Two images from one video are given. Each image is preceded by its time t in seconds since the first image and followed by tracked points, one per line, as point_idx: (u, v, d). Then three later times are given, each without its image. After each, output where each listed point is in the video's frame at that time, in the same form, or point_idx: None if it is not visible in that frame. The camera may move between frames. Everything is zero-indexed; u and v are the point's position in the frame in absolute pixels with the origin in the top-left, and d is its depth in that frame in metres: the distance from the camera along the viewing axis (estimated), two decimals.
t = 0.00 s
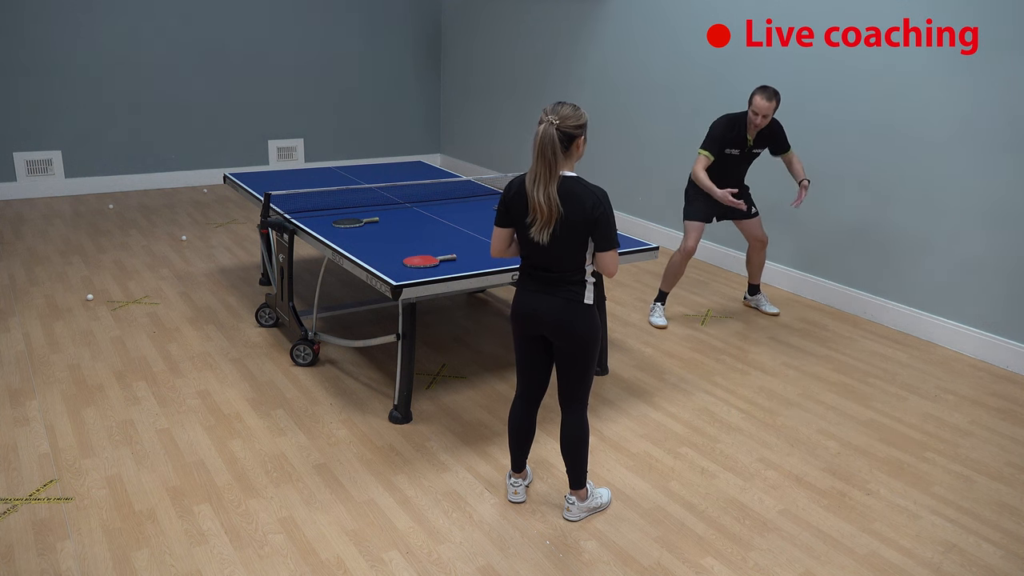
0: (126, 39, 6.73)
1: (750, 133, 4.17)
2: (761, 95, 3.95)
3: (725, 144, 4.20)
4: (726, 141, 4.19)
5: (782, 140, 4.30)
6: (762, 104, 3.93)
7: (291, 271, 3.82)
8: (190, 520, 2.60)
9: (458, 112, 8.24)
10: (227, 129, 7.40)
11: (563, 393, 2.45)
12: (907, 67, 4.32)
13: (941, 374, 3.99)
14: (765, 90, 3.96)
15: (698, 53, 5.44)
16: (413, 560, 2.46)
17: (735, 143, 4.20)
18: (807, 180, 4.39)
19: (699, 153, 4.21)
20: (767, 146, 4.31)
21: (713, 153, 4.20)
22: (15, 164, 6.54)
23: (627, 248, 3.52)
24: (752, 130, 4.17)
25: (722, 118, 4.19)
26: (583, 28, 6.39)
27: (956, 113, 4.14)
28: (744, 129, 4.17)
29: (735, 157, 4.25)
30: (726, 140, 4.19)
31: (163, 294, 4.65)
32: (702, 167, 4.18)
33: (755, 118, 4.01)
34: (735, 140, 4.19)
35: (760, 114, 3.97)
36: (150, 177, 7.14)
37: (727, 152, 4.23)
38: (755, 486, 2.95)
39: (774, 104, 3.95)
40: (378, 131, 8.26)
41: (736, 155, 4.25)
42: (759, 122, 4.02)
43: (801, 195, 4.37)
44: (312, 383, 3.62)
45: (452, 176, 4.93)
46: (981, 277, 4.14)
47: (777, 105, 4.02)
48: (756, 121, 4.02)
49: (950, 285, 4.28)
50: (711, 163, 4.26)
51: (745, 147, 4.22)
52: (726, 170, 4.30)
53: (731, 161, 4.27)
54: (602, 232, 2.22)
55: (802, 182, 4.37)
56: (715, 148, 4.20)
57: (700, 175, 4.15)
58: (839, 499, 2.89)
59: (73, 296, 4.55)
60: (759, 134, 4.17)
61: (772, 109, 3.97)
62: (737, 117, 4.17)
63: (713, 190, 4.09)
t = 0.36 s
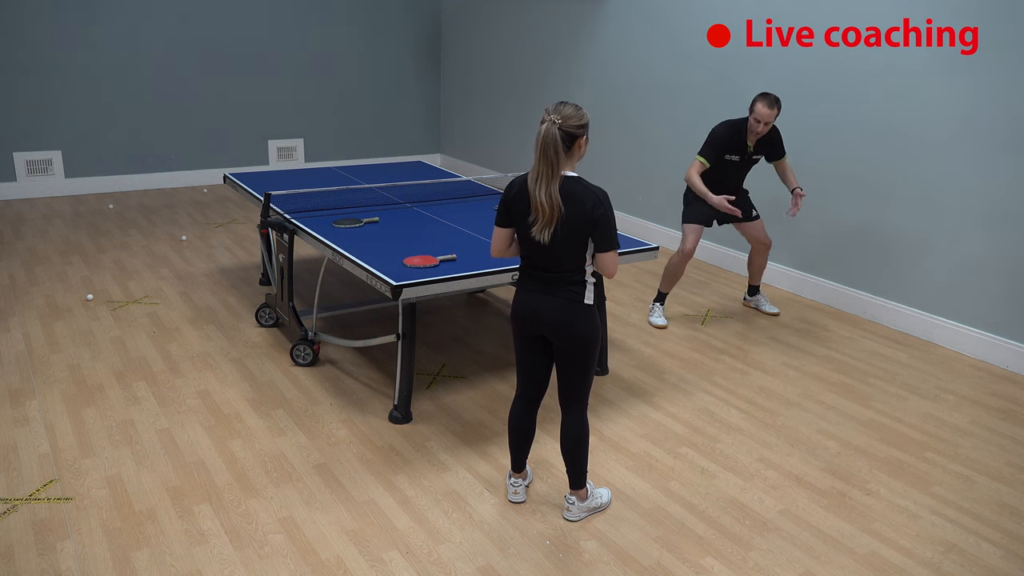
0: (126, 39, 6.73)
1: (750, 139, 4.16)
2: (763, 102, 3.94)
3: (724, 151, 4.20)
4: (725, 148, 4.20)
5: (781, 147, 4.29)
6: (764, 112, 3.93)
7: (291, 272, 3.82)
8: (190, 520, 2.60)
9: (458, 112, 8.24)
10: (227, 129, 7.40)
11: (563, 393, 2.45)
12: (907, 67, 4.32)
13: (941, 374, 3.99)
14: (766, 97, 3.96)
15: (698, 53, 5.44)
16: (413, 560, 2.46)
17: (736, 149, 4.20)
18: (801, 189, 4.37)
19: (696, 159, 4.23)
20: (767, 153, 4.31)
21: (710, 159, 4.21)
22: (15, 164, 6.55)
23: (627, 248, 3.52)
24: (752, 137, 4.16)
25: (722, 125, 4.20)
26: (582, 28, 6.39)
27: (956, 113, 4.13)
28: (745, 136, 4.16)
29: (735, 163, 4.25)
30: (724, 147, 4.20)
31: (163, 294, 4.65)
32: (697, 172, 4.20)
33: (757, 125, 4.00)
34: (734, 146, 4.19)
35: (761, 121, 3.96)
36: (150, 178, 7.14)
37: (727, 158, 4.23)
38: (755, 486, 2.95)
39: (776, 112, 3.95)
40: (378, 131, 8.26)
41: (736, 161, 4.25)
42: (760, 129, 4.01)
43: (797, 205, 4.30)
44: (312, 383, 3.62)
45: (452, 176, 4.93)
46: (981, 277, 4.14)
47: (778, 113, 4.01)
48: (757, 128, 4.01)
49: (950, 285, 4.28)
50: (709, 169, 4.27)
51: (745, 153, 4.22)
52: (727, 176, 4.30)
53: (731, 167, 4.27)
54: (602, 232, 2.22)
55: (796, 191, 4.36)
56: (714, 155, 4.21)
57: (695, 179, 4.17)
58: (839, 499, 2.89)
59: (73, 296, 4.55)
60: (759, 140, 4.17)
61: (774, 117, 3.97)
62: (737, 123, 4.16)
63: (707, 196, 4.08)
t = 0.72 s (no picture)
0: (126, 39, 6.73)
1: (746, 129, 4.16)
2: (760, 89, 3.94)
3: (721, 143, 4.20)
4: (723, 140, 4.19)
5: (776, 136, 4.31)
6: (762, 99, 3.92)
7: (290, 272, 3.83)
8: (190, 520, 2.60)
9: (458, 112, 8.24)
10: (227, 129, 7.40)
11: (562, 394, 2.45)
12: (907, 67, 4.32)
13: (941, 374, 3.99)
14: (761, 85, 3.96)
15: (698, 53, 5.44)
16: (413, 560, 2.46)
17: (732, 141, 4.20)
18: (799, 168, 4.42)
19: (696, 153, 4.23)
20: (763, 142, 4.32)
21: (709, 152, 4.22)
22: (15, 164, 6.55)
23: (626, 248, 3.52)
24: (749, 126, 4.16)
25: (717, 117, 4.19)
26: (582, 28, 6.39)
27: (957, 113, 4.13)
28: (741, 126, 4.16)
29: (733, 154, 4.25)
30: (722, 139, 4.19)
31: (163, 294, 4.65)
32: (700, 166, 4.21)
33: (753, 114, 4.00)
34: (732, 138, 4.19)
35: (760, 107, 3.96)
36: (150, 178, 7.14)
37: (725, 150, 4.23)
38: (755, 486, 2.95)
39: (773, 98, 3.95)
40: (378, 131, 8.26)
41: (734, 153, 4.25)
42: (758, 116, 4.01)
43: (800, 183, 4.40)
44: (312, 383, 3.62)
45: (452, 176, 4.93)
46: (981, 277, 4.14)
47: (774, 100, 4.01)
48: (754, 116, 4.01)
49: (950, 285, 4.28)
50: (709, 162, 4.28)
51: (742, 144, 4.22)
52: (726, 168, 4.30)
53: (729, 159, 4.27)
54: (602, 233, 2.21)
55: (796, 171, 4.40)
56: (711, 148, 4.21)
57: (700, 174, 4.18)
58: (839, 499, 2.89)
59: (73, 296, 4.55)
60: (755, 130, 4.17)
61: (772, 103, 3.97)
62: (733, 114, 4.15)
63: (721, 184, 4.11)
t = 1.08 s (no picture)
0: (126, 39, 6.73)
1: (766, 121, 4.04)
2: (773, 79, 3.86)
3: (741, 138, 4.07)
4: (744, 134, 4.06)
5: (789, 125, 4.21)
6: (777, 88, 3.84)
7: (291, 271, 3.82)
8: (190, 520, 2.61)
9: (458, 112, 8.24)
10: (227, 129, 7.40)
11: (562, 394, 2.45)
12: (907, 67, 4.32)
13: (941, 374, 3.99)
14: (774, 74, 3.88)
15: (698, 53, 5.44)
16: (413, 560, 2.46)
17: (753, 134, 4.07)
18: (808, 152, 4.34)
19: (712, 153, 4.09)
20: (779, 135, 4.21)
21: (728, 150, 4.08)
22: (15, 164, 6.55)
23: (626, 248, 3.52)
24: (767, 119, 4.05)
25: (733, 114, 4.07)
26: (582, 28, 6.39)
27: (956, 113, 4.14)
28: (761, 117, 4.04)
29: (755, 149, 4.12)
30: (742, 133, 4.05)
31: (163, 294, 4.65)
32: (718, 165, 4.06)
33: (771, 103, 3.90)
34: (754, 130, 4.06)
35: (775, 98, 3.87)
36: (150, 178, 7.14)
37: (746, 146, 4.10)
38: (755, 486, 2.95)
39: (787, 86, 3.88)
40: (378, 131, 8.26)
41: (756, 147, 4.12)
42: (775, 107, 3.92)
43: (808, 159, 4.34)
44: (312, 383, 3.62)
45: (451, 176, 4.93)
46: (981, 277, 4.14)
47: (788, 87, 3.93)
48: (770, 106, 3.91)
49: (950, 285, 4.28)
50: (728, 161, 4.13)
51: (763, 137, 4.10)
52: (747, 163, 4.16)
53: (752, 154, 4.13)
54: (601, 233, 2.21)
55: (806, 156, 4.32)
56: (729, 145, 4.08)
57: (717, 173, 4.02)
58: (839, 499, 2.89)
59: (73, 296, 4.55)
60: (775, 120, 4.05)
61: (787, 91, 3.89)
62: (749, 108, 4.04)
63: (734, 181, 3.93)
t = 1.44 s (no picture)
0: (126, 39, 6.73)
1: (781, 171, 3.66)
2: (794, 134, 3.43)
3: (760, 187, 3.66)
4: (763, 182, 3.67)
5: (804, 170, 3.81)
6: (798, 145, 3.42)
7: (290, 271, 3.82)
8: (190, 520, 2.60)
9: (458, 112, 8.24)
10: (227, 129, 7.41)
11: (562, 394, 2.45)
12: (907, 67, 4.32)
13: (941, 374, 3.99)
14: (795, 127, 3.46)
15: (698, 54, 5.44)
16: (413, 560, 2.46)
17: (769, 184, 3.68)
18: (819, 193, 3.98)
19: (755, 201, 3.60)
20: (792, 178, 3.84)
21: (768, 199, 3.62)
22: (15, 164, 6.55)
23: (626, 248, 3.52)
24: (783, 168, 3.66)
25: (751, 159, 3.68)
26: (582, 28, 6.39)
27: (956, 113, 4.14)
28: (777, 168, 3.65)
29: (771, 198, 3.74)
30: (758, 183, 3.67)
31: (163, 294, 4.65)
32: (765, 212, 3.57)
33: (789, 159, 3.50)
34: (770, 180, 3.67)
35: (795, 154, 3.47)
36: (150, 177, 7.14)
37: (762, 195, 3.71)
38: (755, 486, 2.95)
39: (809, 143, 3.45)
40: (378, 131, 8.26)
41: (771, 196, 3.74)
42: (793, 163, 3.52)
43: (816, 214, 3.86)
44: (312, 383, 3.62)
45: (451, 176, 4.93)
46: (981, 277, 4.15)
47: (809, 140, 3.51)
48: (789, 162, 3.52)
49: (950, 285, 4.28)
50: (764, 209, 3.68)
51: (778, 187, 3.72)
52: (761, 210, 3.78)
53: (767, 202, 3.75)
54: (601, 232, 2.21)
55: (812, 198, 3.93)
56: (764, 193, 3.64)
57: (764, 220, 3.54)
58: (839, 499, 2.89)
59: (73, 296, 4.55)
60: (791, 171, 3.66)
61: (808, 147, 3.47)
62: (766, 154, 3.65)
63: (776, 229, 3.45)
